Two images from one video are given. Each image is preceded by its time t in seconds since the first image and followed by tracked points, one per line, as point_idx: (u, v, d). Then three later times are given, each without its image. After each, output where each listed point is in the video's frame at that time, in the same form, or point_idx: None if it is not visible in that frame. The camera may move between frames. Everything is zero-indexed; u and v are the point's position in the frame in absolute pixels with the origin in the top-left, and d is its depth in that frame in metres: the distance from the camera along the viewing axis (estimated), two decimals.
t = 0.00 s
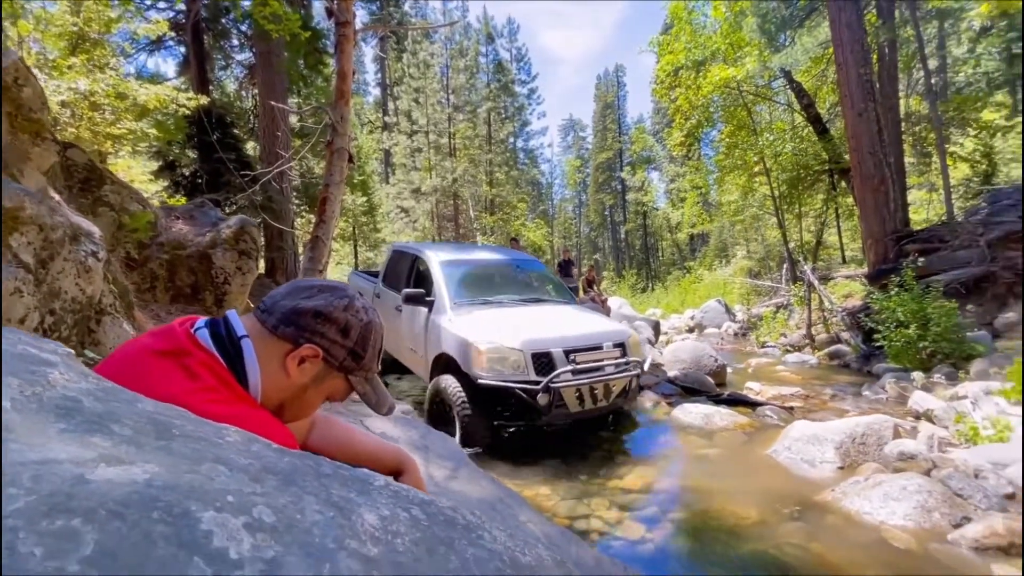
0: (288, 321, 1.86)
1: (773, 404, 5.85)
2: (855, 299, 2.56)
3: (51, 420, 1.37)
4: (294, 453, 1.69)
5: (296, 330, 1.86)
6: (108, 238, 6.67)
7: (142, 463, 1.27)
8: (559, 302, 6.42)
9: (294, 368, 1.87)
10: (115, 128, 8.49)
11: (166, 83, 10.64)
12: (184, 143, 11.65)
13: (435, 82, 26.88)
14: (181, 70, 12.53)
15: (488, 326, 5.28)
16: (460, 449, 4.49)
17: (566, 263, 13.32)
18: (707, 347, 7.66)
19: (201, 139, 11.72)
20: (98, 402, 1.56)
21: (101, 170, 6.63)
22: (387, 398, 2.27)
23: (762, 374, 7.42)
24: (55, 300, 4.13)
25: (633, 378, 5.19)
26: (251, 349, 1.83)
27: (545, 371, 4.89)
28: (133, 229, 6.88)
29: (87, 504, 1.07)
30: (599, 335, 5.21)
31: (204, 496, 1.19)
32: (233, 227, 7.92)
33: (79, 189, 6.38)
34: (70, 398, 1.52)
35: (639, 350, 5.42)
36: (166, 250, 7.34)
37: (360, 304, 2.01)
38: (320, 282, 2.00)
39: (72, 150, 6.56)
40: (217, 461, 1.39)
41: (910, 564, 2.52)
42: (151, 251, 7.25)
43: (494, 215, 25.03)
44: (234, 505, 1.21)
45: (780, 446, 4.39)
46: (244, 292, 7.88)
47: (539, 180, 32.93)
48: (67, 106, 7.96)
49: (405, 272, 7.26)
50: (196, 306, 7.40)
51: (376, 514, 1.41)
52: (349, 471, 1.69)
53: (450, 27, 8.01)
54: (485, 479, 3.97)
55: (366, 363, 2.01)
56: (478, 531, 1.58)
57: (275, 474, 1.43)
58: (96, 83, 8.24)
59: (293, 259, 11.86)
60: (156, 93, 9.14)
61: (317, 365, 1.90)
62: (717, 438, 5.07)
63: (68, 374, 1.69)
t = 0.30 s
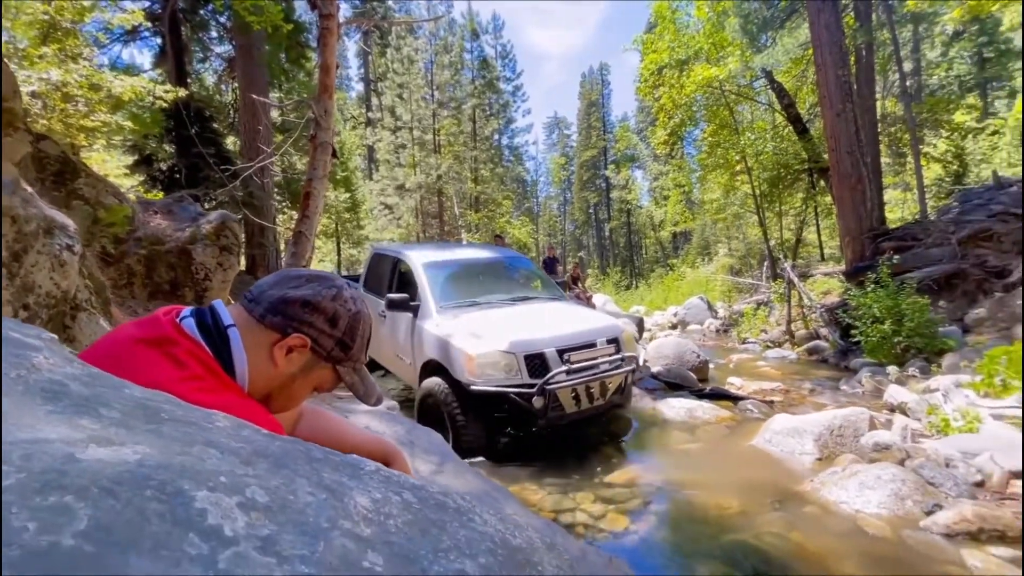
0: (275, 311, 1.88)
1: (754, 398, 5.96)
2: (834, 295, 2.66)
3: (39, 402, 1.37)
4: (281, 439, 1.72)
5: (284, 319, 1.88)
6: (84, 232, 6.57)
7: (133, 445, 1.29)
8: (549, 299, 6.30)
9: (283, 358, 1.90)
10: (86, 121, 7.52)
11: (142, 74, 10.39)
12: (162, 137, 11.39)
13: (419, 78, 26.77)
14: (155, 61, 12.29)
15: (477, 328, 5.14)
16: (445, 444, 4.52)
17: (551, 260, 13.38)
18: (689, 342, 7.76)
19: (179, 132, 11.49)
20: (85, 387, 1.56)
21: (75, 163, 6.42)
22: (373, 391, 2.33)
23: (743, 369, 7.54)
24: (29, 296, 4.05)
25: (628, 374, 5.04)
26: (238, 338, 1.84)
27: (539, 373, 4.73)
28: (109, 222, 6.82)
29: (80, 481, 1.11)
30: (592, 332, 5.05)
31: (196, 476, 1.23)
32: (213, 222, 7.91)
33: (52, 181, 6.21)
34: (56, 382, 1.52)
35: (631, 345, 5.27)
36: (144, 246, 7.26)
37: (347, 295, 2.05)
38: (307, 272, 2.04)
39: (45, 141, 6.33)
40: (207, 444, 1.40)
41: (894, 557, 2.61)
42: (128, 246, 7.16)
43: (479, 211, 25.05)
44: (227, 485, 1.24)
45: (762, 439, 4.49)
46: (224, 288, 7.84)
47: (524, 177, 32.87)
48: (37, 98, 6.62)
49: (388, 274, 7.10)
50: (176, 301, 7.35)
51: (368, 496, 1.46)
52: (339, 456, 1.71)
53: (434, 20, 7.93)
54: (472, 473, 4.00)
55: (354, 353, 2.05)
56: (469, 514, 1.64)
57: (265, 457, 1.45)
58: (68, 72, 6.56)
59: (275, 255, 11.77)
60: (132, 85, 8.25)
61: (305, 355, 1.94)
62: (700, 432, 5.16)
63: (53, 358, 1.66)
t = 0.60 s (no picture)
0: (262, 306, 1.89)
1: (736, 393, 6.05)
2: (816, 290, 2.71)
3: (22, 397, 1.37)
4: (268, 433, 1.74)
5: (270, 315, 1.89)
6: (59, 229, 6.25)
7: (121, 438, 1.29)
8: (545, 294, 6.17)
9: (269, 353, 1.91)
10: (63, 114, 7.54)
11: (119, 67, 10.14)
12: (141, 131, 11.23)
13: (404, 74, 26.66)
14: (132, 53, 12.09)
15: (470, 321, 4.90)
16: (431, 440, 4.53)
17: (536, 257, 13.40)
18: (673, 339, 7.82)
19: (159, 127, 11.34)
20: (70, 380, 1.56)
21: (49, 157, 6.11)
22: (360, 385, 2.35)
23: (726, 364, 7.63)
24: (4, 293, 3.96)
25: (626, 367, 4.83)
26: (224, 333, 1.85)
27: (535, 367, 4.50)
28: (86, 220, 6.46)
29: (69, 472, 1.10)
30: (589, 324, 4.84)
31: (186, 468, 1.24)
32: (194, 219, 7.98)
33: (25, 175, 5.88)
34: (39, 376, 1.52)
35: (628, 338, 5.06)
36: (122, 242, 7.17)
37: (335, 291, 2.07)
38: (294, 269, 2.06)
39: (16, 134, 6.04)
40: (195, 437, 1.41)
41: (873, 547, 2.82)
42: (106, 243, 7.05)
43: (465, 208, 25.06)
44: (216, 476, 1.26)
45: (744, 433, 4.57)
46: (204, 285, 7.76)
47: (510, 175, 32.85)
48: (12, 90, 6.65)
49: (379, 271, 6.94)
50: (156, 298, 7.26)
51: (356, 488, 1.49)
52: (326, 450, 1.73)
53: (418, 16, 7.92)
54: (458, 469, 4.03)
55: (341, 349, 2.06)
56: (457, 505, 1.68)
57: (254, 449, 1.48)
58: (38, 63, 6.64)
59: (257, 253, 11.67)
60: (109, 77, 7.95)
61: (291, 351, 1.94)
62: (683, 427, 5.24)
63: (36, 352, 1.65)
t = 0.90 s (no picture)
0: (248, 295, 1.91)
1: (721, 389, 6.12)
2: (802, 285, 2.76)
3: (10, 375, 1.34)
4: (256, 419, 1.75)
5: (257, 304, 1.91)
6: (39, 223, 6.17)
7: (110, 417, 1.29)
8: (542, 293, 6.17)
9: (255, 342, 1.92)
10: (40, 107, 7.36)
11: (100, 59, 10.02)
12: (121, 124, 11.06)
13: (393, 70, 26.60)
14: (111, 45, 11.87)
15: (471, 318, 4.91)
16: (418, 435, 4.55)
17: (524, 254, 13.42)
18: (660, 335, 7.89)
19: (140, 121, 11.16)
20: (56, 364, 1.56)
21: (28, 150, 5.95)
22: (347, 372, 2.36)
23: (712, 361, 7.71)
24: None
25: (626, 366, 4.88)
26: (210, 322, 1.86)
27: (538, 364, 4.53)
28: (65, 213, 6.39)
29: (57, 448, 1.11)
30: (591, 322, 4.88)
31: (174, 446, 1.25)
32: (178, 214, 7.89)
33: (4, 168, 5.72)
34: (25, 358, 1.52)
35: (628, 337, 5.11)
36: (104, 237, 7.10)
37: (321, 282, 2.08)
38: (280, 258, 2.07)
39: None
40: (183, 419, 1.42)
41: (852, 536, 2.90)
42: (87, 238, 6.96)
43: (454, 205, 25.06)
44: (205, 455, 1.28)
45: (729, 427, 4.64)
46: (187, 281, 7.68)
47: (498, 172, 32.83)
48: None
49: (374, 269, 6.91)
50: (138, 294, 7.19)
51: (344, 471, 1.51)
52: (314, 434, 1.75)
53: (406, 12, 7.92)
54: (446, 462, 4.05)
55: (328, 338, 2.07)
56: (444, 489, 1.72)
57: (241, 432, 1.50)
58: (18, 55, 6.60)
59: (243, 250, 11.59)
60: (90, 70, 7.75)
61: (278, 340, 1.96)
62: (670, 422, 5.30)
63: (21, 336, 1.66)
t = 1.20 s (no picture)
0: (241, 289, 1.91)
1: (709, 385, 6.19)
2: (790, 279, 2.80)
3: (12, 361, 1.36)
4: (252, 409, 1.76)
5: (250, 297, 1.91)
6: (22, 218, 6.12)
7: (112, 402, 1.30)
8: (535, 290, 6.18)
9: (249, 335, 1.93)
10: (23, 101, 7.25)
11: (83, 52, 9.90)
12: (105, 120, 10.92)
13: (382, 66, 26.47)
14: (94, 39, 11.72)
15: (466, 314, 4.92)
16: (409, 429, 4.57)
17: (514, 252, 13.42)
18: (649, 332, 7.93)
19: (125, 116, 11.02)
20: (56, 352, 1.57)
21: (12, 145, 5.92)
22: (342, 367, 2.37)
23: (701, 358, 7.78)
24: None
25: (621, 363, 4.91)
26: (203, 315, 1.87)
27: (533, 359, 4.55)
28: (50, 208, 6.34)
29: (64, 429, 1.13)
30: (586, 319, 4.92)
31: (176, 430, 1.27)
32: (164, 210, 7.83)
33: None
34: (26, 345, 1.53)
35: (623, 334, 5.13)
36: (89, 234, 7.03)
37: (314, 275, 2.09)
38: (272, 252, 2.07)
39: None
40: (182, 405, 1.43)
41: (834, 524, 2.98)
42: (71, 234, 6.89)
43: (444, 203, 25.02)
44: (206, 439, 1.31)
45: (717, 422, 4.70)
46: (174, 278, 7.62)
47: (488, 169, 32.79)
48: None
49: (367, 265, 6.90)
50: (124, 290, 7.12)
51: (340, 457, 1.54)
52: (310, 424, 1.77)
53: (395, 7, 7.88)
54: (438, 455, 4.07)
55: (322, 332, 2.07)
56: (436, 476, 1.76)
57: (239, 420, 1.52)
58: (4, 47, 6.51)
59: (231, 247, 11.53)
60: (70, 63, 7.83)
61: (271, 333, 1.97)
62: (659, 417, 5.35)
63: (22, 325, 1.68)
